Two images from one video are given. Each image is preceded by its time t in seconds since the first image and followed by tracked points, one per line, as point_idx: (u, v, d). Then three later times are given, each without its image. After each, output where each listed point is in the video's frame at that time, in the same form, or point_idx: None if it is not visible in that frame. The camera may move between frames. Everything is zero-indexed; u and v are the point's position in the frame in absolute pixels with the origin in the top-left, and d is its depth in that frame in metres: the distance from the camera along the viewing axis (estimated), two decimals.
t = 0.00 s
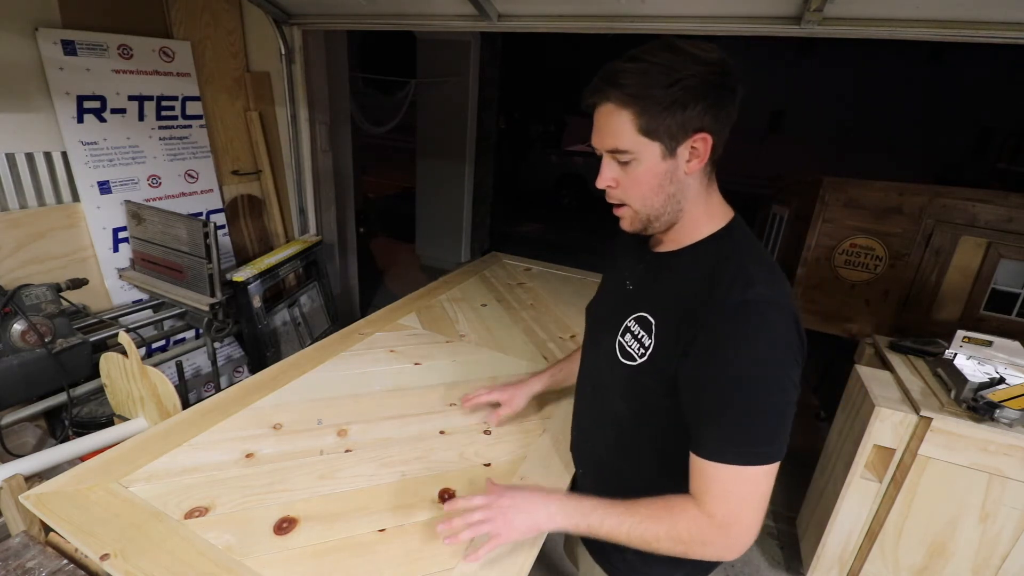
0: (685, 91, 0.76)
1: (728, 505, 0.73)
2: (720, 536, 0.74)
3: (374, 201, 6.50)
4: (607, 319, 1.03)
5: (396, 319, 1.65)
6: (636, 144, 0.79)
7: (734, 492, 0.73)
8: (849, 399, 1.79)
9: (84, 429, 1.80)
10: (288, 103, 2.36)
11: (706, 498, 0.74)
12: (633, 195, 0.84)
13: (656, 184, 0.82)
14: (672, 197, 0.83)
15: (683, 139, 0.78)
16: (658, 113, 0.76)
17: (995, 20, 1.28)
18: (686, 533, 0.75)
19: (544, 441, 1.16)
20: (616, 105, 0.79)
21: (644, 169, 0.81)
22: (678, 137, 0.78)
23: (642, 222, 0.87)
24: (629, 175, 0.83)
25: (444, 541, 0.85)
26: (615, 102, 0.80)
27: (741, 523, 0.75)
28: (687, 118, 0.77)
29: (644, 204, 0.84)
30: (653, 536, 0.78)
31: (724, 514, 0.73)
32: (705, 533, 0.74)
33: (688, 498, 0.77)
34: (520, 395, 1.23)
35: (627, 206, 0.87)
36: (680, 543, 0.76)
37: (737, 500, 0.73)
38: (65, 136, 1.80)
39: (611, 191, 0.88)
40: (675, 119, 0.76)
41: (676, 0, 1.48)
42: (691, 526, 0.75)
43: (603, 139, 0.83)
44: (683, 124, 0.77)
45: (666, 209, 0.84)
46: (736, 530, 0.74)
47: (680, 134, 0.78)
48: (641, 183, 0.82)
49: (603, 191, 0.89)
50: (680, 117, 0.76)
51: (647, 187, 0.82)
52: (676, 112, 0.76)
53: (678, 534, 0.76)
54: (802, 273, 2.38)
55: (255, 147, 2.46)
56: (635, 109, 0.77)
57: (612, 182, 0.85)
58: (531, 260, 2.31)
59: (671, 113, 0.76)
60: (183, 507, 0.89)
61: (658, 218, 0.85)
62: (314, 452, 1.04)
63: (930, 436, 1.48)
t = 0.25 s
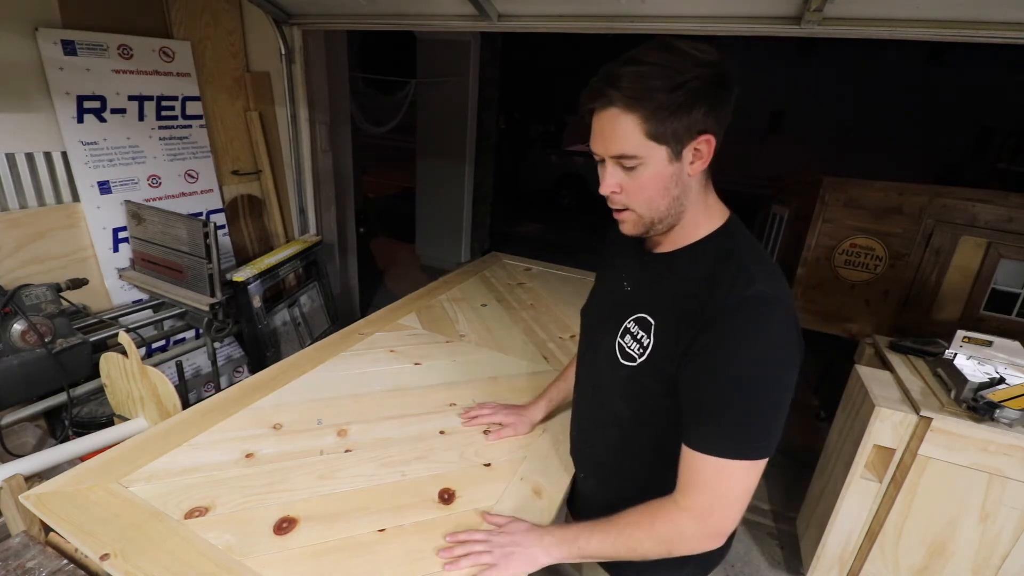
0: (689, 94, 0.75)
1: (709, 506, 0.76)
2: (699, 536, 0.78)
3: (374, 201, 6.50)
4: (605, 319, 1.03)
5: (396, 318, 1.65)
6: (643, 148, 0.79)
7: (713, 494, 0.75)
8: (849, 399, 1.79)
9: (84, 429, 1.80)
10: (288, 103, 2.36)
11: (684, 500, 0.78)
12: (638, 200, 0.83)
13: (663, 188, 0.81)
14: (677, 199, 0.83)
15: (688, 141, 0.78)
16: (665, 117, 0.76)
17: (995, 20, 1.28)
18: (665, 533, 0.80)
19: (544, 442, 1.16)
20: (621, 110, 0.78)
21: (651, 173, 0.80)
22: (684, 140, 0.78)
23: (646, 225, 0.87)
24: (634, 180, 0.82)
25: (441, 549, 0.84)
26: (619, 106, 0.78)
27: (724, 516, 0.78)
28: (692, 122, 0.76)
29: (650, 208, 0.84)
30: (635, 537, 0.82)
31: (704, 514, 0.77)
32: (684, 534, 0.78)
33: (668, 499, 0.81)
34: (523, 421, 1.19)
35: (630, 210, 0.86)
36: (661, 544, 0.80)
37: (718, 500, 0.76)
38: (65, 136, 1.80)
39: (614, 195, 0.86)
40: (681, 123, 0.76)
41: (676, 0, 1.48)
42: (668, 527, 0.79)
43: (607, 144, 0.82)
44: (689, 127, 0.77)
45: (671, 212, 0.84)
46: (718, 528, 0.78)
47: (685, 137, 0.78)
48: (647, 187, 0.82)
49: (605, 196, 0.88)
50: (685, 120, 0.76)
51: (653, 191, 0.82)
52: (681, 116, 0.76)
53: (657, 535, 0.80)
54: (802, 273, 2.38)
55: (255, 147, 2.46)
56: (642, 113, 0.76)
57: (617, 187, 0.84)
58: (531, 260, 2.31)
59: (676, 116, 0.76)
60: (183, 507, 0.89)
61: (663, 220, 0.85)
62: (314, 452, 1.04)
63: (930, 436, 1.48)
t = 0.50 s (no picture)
0: (692, 97, 0.76)
1: (708, 506, 0.76)
2: (697, 534, 0.78)
3: (374, 200, 6.50)
4: (604, 320, 1.03)
5: (395, 318, 1.65)
6: (649, 153, 0.78)
7: (711, 492, 0.75)
8: (849, 399, 1.78)
9: (84, 429, 1.80)
10: (289, 103, 2.42)
11: (683, 499, 0.78)
12: (644, 205, 0.83)
13: (668, 191, 0.81)
14: (681, 203, 0.83)
15: (692, 144, 0.78)
16: (670, 121, 0.75)
17: (995, 20, 1.28)
18: (664, 532, 0.80)
19: (544, 442, 1.16)
20: (626, 114, 0.77)
21: (657, 177, 0.80)
22: (689, 143, 0.78)
23: (650, 229, 0.86)
24: (640, 185, 0.81)
25: (441, 549, 0.84)
26: (623, 110, 0.77)
27: (722, 516, 0.77)
28: (695, 125, 0.77)
29: (654, 212, 0.83)
30: (633, 536, 0.82)
31: (702, 513, 0.77)
32: (683, 533, 0.78)
33: (667, 498, 0.81)
34: (524, 422, 1.19)
35: (635, 215, 0.85)
36: (660, 543, 0.80)
37: (716, 498, 0.76)
38: (65, 136, 1.80)
39: (618, 201, 0.85)
40: (686, 126, 0.76)
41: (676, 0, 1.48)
42: (667, 526, 0.79)
43: (612, 149, 0.81)
44: (693, 130, 0.77)
45: (675, 215, 0.84)
46: (716, 527, 0.78)
47: (690, 140, 0.78)
48: (653, 191, 0.81)
49: (609, 202, 0.87)
50: (690, 123, 0.76)
51: (659, 195, 0.81)
52: (685, 119, 0.76)
53: (655, 535, 0.80)
54: (802, 273, 2.39)
55: (255, 147, 2.46)
56: (646, 117, 0.76)
57: (621, 193, 0.83)
58: (531, 260, 2.31)
59: (680, 121, 0.76)
60: (183, 507, 0.89)
61: (667, 224, 0.85)
62: (314, 452, 1.04)
63: (930, 436, 1.48)
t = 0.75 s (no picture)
0: (693, 99, 0.76)
1: (707, 505, 0.76)
2: (698, 533, 0.78)
3: (374, 200, 6.51)
4: (604, 321, 1.03)
5: (395, 319, 1.65)
6: (649, 154, 0.78)
7: (711, 491, 0.75)
8: (849, 399, 1.78)
9: (84, 429, 1.80)
10: (289, 103, 2.42)
11: (683, 498, 0.78)
12: (644, 207, 0.83)
13: (669, 193, 0.81)
14: (682, 204, 0.83)
15: (692, 145, 0.78)
16: (670, 123, 0.75)
17: (995, 20, 1.28)
18: (663, 532, 0.80)
19: (544, 442, 1.16)
20: (626, 117, 0.77)
21: (657, 179, 0.80)
22: (689, 144, 0.78)
23: (651, 231, 0.86)
24: (641, 187, 0.81)
25: (441, 549, 0.84)
26: (623, 112, 0.77)
27: (722, 515, 0.77)
28: (695, 127, 0.77)
29: (655, 213, 0.83)
30: (634, 535, 0.82)
31: (701, 512, 0.77)
32: (682, 532, 0.78)
33: (667, 497, 0.81)
34: (524, 421, 1.19)
35: (635, 217, 0.85)
36: (660, 542, 0.80)
37: (716, 497, 0.76)
38: (65, 135, 1.80)
39: (618, 203, 0.85)
40: (686, 128, 0.76)
41: (676, 0, 1.48)
42: (667, 525, 0.79)
43: (611, 151, 0.81)
44: (693, 131, 0.77)
45: (676, 217, 0.84)
46: (716, 525, 0.78)
47: (689, 141, 0.78)
48: (654, 193, 0.81)
49: (609, 205, 0.87)
50: (690, 125, 0.76)
51: (660, 197, 0.81)
52: (685, 120, 0.76)
53: (656, 534, 0.80)
54: (802, 273, 2.39)
55: (255, 147, 2.46)
56: (647, 119, 0.76)
57: (622, 195, 0.83)
58: (531, 260, 2.31)
59: (680, 123, 0.76)
60: (183, 507, 0.89)
61: (668, 225, 0.85)
62: (314, 452, 1.04)
63: (930, 436, 1.48)
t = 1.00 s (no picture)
0: (693, 100, 0.75)
1: (707, 505, 0.76)
2: (698, 533, 0.78)
3: (375, 201, 6.51)
4: (604, 321, 1.03)
5: (395, 319, 1.65)
6: (649, 155, 0.78)
7: (712, 491, 0.75)
8: (849, 399, 1.78)
9: (84, 429, 1.80)
10: (289, 103, 2.43)
11: (683, 498, 0.78)
12: (645, 207, 0.83)
13: (669, 193, 0.81)
14: (682, 204, 0.83)
15: (692, 146, 0.78)
16: (670, 123, 0.75)
17: (995, 20, 1.28)
18: (664, 531, 0.80)
19: (544, 442, 1.16)
20: (626, 117, 0.77)
21: (657, 179, 0.80)
22: (689, 145, 0.78)
23: (652, 231, 0.86)
24: (641, 187, 0.81)
25: (441, 549, 0.84)
26: (623, 113, 0.77)
27: (723, 515, 0.78)
28: (694, 128, 0.77)
29: (655, 214, 0.83)
30: (634, 535, 0.82)
31: (702, 512, 0.77)
32: (682, 532, 0.78)
33: (667, 497, 0.81)
34: (524, 421, 1.19)
35: (636, 218, 0.85)
36: (660, 542, 0.80)
37: (717, 498, 0.76)
38: (65, 136, 1.80)
39: (618, 204, 0.85)
40: (686, 128, 0.76)
41: None
42: (667, 525, 0.79)
43: (611, 152, 0.81)
44: (693, 132, 0.77)
45: (677, 218, 0.84)
46: (716, 526, 0.78)
47: (689, 142, 0.78)
48: (654, 194, 0.81)
49: (609, 205, 0.87)
50: (690, 125, 0.76)
51: (660, 198, 0.81)
52: (685, 121, 0.76)
53: (656, 533, 0.80)
54: (802, 273, 2.39)
55: (255, 147, 2.46)
56: (646, 120, 0.76)
57: (622, 196, 0.83)
58: (531, 260, 2.31)
59: (680, 123, 0.76)
60: (183, 507, 0.89)
61: (669, 226, 0.85)
62: (314, 452, 1.04)
63: (930, 436, 1.48)
